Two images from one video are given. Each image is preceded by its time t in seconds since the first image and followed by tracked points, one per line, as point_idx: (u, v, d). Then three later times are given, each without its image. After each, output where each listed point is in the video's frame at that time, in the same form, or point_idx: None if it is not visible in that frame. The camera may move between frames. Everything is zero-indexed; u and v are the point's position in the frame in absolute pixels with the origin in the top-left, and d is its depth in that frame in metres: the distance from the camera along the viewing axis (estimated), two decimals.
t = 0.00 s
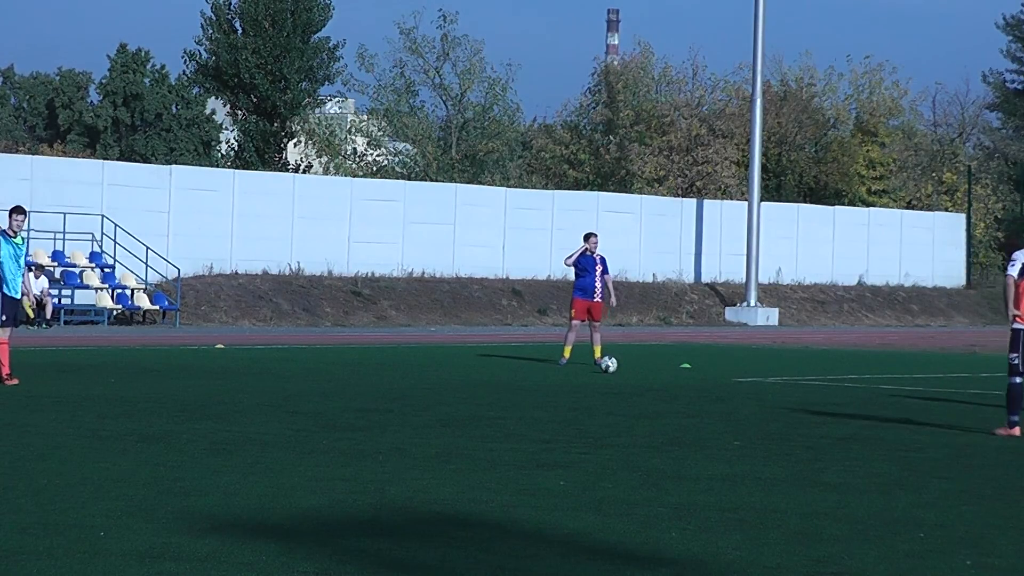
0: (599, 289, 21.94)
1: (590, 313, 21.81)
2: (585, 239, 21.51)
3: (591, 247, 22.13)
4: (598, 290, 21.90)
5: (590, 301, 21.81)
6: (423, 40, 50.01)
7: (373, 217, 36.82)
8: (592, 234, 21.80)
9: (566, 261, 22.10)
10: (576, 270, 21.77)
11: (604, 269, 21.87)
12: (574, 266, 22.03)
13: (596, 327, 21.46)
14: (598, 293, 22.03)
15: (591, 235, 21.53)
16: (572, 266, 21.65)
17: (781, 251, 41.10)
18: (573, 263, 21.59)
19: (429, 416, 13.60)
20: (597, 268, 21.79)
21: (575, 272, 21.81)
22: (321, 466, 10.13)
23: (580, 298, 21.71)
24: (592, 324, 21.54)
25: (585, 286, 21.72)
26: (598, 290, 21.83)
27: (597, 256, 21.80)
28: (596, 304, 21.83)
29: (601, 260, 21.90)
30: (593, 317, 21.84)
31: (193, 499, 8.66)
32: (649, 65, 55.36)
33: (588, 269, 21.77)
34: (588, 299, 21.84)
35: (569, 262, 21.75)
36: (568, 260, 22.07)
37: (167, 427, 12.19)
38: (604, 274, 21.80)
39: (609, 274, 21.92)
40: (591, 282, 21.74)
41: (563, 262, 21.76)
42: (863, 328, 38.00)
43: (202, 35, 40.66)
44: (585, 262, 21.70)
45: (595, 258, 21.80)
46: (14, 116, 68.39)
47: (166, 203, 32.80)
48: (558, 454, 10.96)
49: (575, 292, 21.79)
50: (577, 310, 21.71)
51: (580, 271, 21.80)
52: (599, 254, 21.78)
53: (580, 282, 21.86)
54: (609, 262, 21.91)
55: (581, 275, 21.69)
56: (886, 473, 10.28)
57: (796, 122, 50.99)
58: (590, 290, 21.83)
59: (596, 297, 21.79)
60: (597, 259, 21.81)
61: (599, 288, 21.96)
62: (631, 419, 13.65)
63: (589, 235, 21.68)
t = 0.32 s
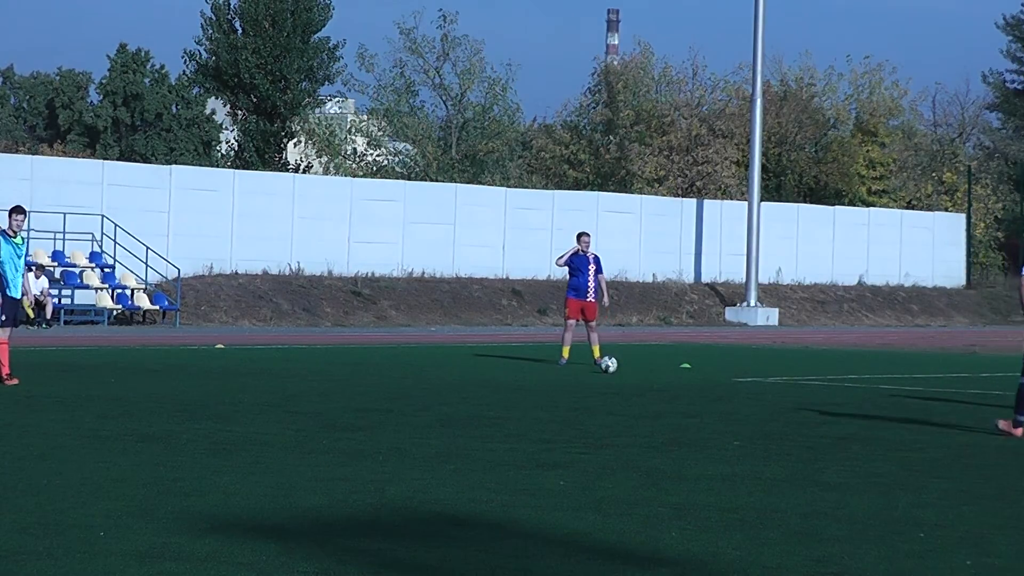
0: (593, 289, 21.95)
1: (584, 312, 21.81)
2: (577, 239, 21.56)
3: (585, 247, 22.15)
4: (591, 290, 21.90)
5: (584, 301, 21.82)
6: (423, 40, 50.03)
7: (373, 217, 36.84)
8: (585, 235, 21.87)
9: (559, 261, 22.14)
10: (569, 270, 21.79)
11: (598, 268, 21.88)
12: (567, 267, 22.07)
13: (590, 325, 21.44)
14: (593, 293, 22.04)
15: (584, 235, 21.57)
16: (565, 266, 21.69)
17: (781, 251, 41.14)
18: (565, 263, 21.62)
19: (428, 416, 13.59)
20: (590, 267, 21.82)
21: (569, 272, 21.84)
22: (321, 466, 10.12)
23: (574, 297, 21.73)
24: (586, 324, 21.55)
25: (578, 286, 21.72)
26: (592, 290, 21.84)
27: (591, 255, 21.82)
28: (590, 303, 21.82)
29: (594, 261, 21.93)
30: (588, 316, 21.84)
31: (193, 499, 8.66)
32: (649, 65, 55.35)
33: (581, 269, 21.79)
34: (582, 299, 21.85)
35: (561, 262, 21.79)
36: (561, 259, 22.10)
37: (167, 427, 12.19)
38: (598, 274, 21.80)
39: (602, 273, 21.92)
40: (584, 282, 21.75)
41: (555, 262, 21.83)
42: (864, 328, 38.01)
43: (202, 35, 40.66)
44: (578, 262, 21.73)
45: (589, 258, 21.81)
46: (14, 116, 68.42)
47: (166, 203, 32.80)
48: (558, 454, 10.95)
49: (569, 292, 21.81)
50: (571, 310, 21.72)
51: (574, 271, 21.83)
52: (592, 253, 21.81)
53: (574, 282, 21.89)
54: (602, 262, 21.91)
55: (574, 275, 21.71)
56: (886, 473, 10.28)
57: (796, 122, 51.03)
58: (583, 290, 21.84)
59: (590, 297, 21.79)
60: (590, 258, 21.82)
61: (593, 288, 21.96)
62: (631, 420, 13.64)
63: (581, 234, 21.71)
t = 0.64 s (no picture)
0: (588, 288, 21.96)
1: (579, 312, 21.83)
2: (573, 239, 21.49)
3: (580, 246, 22.12)
4: (586, 289, 21.91)
5: (578, 301, 21.84)
6: (423, 40, 50.07)
7: (373, 217, 36.85)
8: (581, 234, 21.80)
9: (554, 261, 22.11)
10: (564, 270, 21.79)
11: (593, 268, 21.85)
12: (562, 266, 22.06)
13: (587, 325, 21.44)
14: (588, 292, 22.04)
15: (579, 235, 21.53)
16: (560, 266, 21.68)
17: (781, 251, 41.22)
18: (560, 263, 21.60)
19: (427, 416, 13.59)
20: (584, 267, 21.80)
21: (564, 272, 21.84)
22: (321, 466, 10.12)
23: (568, 297, 21.76)
24: (582, 324, 21.58)
25: (573, 286, 21.74)
26: (586, 289, 21.85)
27: (585, 255, 21.78)
28: (585, 303, 21.83)
29: (589, 260, 21.90)
30: (584, 316, 21.86)
31: (193, 499, 8.67)
32: (649, 65, 55.33)
33: (576, 268, 21.78)
34: (577, 298, 21.87)
35: (556, 262, 21.76)
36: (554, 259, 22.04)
37: (167, 427, 12.19)
38: (593, 273, 21.79)
39: (597, 273, 21.90)
40: (579, 282, 21.76)
41: (549, 263, 21.82)
42: (864, 328, 38.05)
43: (202, 35, 40.66)
44: (573, 262, 21.71)
45: (584, 257, 21.77)
46: (14, 116, 68.44)
47: (166, 203, 32.79)
48: (557, 454, 10.96)
49: (563, 292, 21.83)
50: (566, 310, 21.75)
51: (568, 270, 21.81)
52: (587, 253, 21.75)
53: (568, 282, 21.91)
54: (597, 261, 21.86)
55: (569, 275, 21.72)
56: (887, 473, 10.28)
57: (796, 122, 51.06)
58: (578, 290, 21.87)
59: (584, 296, 21.80)
60: (585, 258, 21.78)
61: (587, 287, 21.97)
62: (631, 420, 13.64)
63: (576, 235, 21.67)
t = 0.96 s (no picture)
0: (584, 288, 21.95)
1: (576, 312, 21.82)
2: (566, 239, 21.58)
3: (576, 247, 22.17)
4: (582, 289, 21.91)
5: (574, 301, 21.85)
6: (423, 40, 50.08)
7: (373, 218, 36.84)
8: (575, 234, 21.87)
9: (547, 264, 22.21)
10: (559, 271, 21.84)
11: (587, 267, 21.87)
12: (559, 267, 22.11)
13: (584, 325, 21.44)
14: (585, 292, 22.03)
15: (572, 236, 21.60)
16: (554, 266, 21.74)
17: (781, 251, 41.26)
18: (554, 263, 21.67)
19: (428, 416, 13.59)
20: (579, 267, 21.83)
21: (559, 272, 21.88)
22: (321, 466, 10.12)
23: (563, 298, 21.79)
24: (578, 323, 21.57)
25: (568, 286, 21.76)
26: (581, 289, 21.86)
27: (580, 254, 21.82)
28: (581, 302, 21.83)
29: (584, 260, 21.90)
30: (581, 316, 21.84)
31: (194, 499, 8.67)
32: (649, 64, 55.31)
33: (571, 269, 21.83)
34: (573, 298, 21.87)
35: (551, 263, 21.83)
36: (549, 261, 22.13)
37: (167, 427, 12.20)
38: (588, 273, 21.82)
39: (593, 272, 21.89)
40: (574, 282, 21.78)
41: (544, 263, 21.86)
42: (863, 328, 38.06)
43: (202, 35, 40.65)
44: (567, 262, 21.76)
45: (578, 257, 21.82)
46: (14, 116, 68.47)
47: (166, 203, 32.78)
48: (558, 454, 10.95)
49: (559, 292, 21.86)
50: (563, 310, 21.76)
51: (563, 271, 21.86)
52: (582, 253, 21.80)
53: (564, 282, 21.94)
54: (593, 260, 21.86)
55: (564, 275, 21.77)
56: (887, 473, 10.27)
57: (797, 122, 51.06)
58: (573, 290, 21.90)
59: (580, 296, 21.80)
60: (579, 258, 21.82)
61: (583, 287, 21.96)
62: (631, 420, 13.64)
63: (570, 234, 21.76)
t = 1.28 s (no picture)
0: (579, 288, 21.97)
1: (572, 310, 21.79)
2: (562, 238, 21.66)
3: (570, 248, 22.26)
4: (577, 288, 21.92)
5: (569, 300, 21.82)
6: (423, 40, 50.15)
7: (373, 217, 36.83)
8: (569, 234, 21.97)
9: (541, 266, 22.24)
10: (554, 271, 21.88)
11: (582, 267, 21.94)
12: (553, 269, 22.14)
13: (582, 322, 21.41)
14: (580, 292, 22.02)
15: (567, 235, 21.67)
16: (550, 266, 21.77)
17: (781, 251, 41.22)
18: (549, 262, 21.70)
19: (428, 416, 13.59)
20: (573, 266, 21.89)
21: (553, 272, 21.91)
22: (321, 466, 10.13)
23: (559, 297, 21.77)
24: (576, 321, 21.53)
25: (563, 285, 21.76)
26: (576, 288, 21.85)
27: (574, 254, 21.92)
28: (577, 301, 21.81)
29: (578, 259, 22.00)
30: (577, 314, 21.81)
31: (194, 499, 8.67)
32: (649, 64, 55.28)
33: (565, 268, 21.87)
34: (568, 298, 21.85)
35: (546, 263, 21.87)
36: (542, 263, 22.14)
37: (167, 427, 12.20)
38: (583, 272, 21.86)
39: (587, 271, 21.95)
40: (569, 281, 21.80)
41: (539, 264, 21.95)
42: (864, 328, 38.08)
43: (202, 35, 40.66)
44: (562, 262, 21.81)
45: (572, 257, 21.91)
46: (14, 116, 68.53)
47: (166, 203, 32.78)
48: (558, 454, 10.95)
49: (554, 292, 21.84)
50: (559, 309, 21.72)
51: (558, 271, 21.90)
52: (576, 252, 21.91)
53: (558, 282, 21.94)
54: (587, 260, 21.98)
55: (558, 275, 21.80)
56: (887, 473, 10.28)
57: (797, 122, 51.09)
58: (568, 289, 21.89)
59: (575, 295, 21.79)
60: (573, 257, 21.91)
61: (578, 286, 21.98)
62: (631, 420, 13.65)
63: (564, 235, 21.86)
